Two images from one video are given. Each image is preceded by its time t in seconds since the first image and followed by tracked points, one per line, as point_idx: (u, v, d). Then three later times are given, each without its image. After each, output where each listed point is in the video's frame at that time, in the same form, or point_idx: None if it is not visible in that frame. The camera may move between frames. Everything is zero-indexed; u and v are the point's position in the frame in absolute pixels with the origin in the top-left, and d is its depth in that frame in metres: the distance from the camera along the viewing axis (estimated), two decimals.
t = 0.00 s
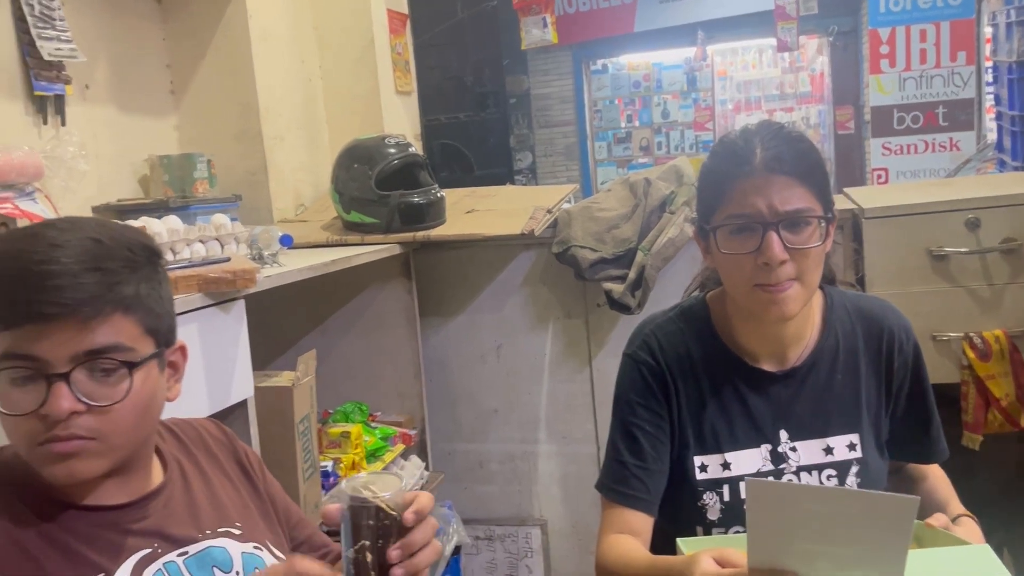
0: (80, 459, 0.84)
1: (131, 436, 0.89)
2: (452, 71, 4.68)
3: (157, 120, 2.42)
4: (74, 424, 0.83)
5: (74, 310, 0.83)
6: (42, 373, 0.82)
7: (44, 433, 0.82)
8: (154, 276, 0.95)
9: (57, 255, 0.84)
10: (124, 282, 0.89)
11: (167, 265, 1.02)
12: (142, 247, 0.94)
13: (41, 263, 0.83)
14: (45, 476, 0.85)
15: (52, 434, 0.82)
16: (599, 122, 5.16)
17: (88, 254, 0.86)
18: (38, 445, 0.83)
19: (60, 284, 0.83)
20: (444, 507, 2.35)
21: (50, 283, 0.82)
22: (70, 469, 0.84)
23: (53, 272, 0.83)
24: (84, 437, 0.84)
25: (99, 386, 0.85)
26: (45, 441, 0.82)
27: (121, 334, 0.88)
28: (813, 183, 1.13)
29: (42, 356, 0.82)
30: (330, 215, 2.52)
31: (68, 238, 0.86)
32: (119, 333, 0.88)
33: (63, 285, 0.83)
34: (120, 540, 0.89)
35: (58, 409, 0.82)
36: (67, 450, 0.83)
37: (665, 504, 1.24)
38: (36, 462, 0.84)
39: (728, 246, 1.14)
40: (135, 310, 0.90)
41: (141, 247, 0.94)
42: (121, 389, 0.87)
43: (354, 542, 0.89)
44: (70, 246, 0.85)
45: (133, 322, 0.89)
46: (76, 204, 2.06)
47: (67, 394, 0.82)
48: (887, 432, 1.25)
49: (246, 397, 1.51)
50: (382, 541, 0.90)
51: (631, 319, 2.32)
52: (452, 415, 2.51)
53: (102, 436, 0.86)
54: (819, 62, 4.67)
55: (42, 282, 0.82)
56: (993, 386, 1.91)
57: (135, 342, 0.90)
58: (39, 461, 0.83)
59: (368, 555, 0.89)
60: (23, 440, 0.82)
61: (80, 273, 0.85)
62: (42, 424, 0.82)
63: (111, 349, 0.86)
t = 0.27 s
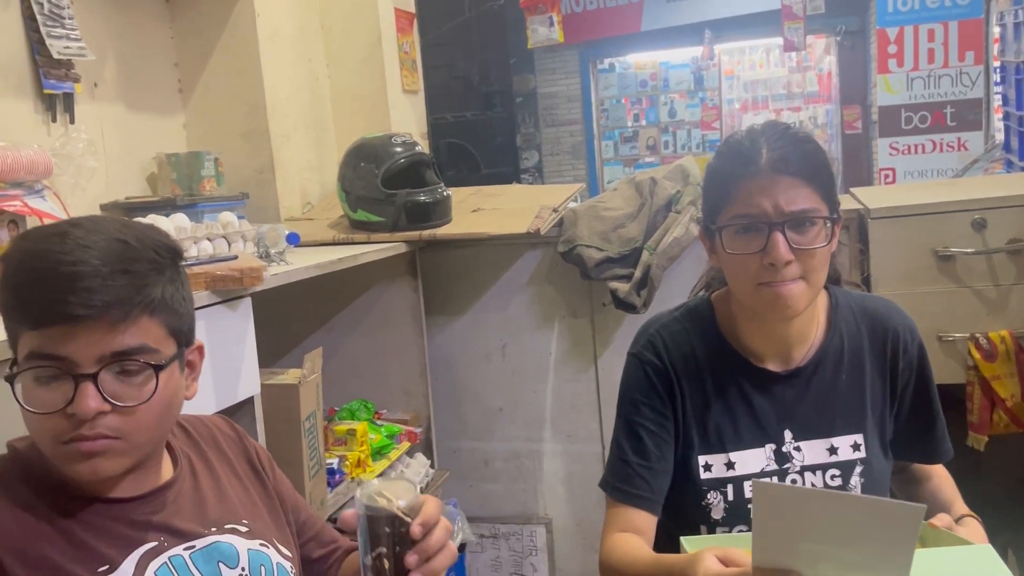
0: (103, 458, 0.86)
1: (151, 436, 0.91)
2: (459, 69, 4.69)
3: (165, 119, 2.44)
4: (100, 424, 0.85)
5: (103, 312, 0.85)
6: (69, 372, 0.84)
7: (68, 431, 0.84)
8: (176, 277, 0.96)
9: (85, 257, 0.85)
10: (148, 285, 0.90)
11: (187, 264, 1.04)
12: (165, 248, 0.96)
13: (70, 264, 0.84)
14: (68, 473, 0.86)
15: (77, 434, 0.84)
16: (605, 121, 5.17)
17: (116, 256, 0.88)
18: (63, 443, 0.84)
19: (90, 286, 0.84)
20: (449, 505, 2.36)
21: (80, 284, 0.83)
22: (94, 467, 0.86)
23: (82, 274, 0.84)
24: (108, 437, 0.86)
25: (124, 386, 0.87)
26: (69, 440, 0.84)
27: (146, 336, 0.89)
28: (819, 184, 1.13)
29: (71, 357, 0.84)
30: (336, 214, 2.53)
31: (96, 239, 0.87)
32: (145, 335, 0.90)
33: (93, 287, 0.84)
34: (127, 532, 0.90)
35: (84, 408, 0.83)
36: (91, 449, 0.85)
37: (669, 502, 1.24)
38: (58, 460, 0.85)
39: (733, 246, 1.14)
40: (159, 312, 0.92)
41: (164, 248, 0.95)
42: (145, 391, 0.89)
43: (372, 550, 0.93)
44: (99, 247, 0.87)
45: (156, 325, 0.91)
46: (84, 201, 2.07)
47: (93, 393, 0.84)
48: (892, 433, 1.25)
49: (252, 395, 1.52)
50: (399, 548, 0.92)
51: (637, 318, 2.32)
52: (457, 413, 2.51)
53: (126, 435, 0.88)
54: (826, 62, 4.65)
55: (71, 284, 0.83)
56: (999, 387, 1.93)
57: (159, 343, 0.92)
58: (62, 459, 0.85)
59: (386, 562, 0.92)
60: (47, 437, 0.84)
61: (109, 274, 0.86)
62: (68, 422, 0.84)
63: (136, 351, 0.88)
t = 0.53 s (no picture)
0: (124, 466, 0.87)
1: (172, 444, 0.92)
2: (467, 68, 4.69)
3: (174, 116, 2.45)
4: (122, 435, 0.86)
5: (130, 323, 0.85)
6: (93, 381, 0.84)
7: (90, 439, 0.84)
8: (202, 285, 0.97)
9: (114, 266, 0.85)
10: (175, 295, 0.90)
11: (211, 269, 1.04)
12: (192, 256, 0.96)
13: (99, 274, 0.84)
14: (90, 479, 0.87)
15: (100, 442, 0.85)
16: (614, 121, 5.16)
17: (144, 266, 0.88)
18: (86, 450, 0.85)
19: (118, 296, 0.84)
20: (454, 503, 2.36)
21: (108, 295, 0.84)
22: (117, 475, 0.87)
23: (111, 283, 0.84)
24: (130, 447, 0.87)
25: (148, 397, 0.88)
26: (92, 447, 0.85)
27: (172, 347, 0.90)
28: (826, 187, 1.13)
29: (96, 367, 0.84)
30: (344, 212, 2.54)
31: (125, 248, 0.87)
32: (171, 346, 0.90)
33: (121, 297, 0.84)
34: (142, 531, 0.91)
35: (107, 419, 0.84)
36: (113, 458, 0.86)
37: (673, 504, 1.24)
38: (81, 464, 0.86)
39: (739, 249, 1.13)
40: (184, 323, 0.92)
41: (191, 257, 0.95)
42: (169, 402, 0.90)
43: None
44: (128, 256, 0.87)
45: (181, 335, 0.92)
46: (94, 198, 2.08)
47: (117, 404, 0.84)
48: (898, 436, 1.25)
49: (258, 393, 1.53)
50: None
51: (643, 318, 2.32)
52: (463, 413, 2.52)
53: (147, 446, 0.88)
54: (836, 62, 4.62)
55: (100, 293, 0.83)
56: (1007, 391, 1.93)
57: (185, 354, 0.92)
58: (85, 464, 0.86)
59: None
60: (70, 444, 0.84)
61: (136, 285, 0.86)
62: (90, 432, 0.84)
63: (161, 362, 0.89)
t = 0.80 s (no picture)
0: (159, 455, 0.86)
1: (208, 434, 0.91)
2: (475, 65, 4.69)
3: (181, 109, 2.44)
4: (157, 419, 0.85)
5: (167, 300, 0.85)
6: (129, 363, 0.83)
7: (125, 424, 0.83)
8: (242, 271, 0.97)
9: (154, 243, 0.85)
10: (213, 275, 0.90)
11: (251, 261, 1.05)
12: (232, 241, 0.97)
13: (138, 249, 0.84)
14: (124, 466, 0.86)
15: (134, 429, 0.84)
16: (621, 119, 5.12)
17: (184, 245, 0.88)
18: (121, 438, 0.84)
19: (157, 272, 0.84)
20: (458, 500, 2.35)
21: (146, 270, 0.84)
22: (150, 463, 0.86)
23: (149, 259, 0.84)
24: (165, 434, 0.86)
25: (184, 381, 0.87)
26: (126, 434, 0.84)
27: (210, 330, 0.90)
28: (836, 182, 1.11)
29: (132, 347, 0.83)
30: (350, 207, 2.53)
31: (165, 227, 0.88)
32: (209, 329, 0.90)
33: (158, 274, 0.84)
34: (173, 537, 0.91)
35: (143, 401, 0.83)
36: (148, 446, 0.85)
37: (678, 501, 1.23)
38: (115, 454, 0.85)
39: (748, 245, 1.12)
40: (222, 306, 0.92)
41: (231, 242, 0.96)
42: (206, 386, 0.89)
43: None
44: (168, 235, 0.87)
45: (219, 320, 0.91)
46: (99, 191, 2.08)
47: (152, 386, 0.83)
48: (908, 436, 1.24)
49: (263, 387, 1.52)
50: None
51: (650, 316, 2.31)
52: (468, 409, 2.51)
53: (182, 432, 0.87)
54: (845, 61, 4.60)
55: (138, 269, 0.83)
56: (1016, 392, 1.91)
57: (223, 339, 0.92)
58: (120, 453, 0.85)
59: None
60: (104, 430, 0.83)
61: (175, 262, 0.86)
62: (125, 416, 0.83)
63: (197, 346, 0.88)
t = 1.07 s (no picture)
0: (167, 456, 0.85)
1: (218, 435, 0.90)
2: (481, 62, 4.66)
3: (186, 103, 2.44)
4: (165, 419, 0.84)
5: (177, 293, 0.83)
6: (137, 360, 0.82)
7: (132, 424, 0.82)
8: (253, 262, 0.96)
9: (162, 233, 0.84)
10: (224, 267, 0.89)
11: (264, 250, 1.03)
12: (244, 230, 0.95)
13: (147, 239, 0.83)
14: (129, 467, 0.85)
15: (141, 428, 0.82)
16: (627, 117, 5.13)
17: (194, 235, 0.87)
18: (127, 437, 0.83)
19: (166, 264, 0.83)
20: (460, 497, 2.34)
21: (155, 261, 0.82)
22: (156, 466, 0.84)
23: (158, 251, 0.83)
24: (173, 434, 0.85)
25: (192, 380, 0.86)
26: (133, 434, 0.82)
27: (220, 325, 0.88)
28: (844, 180, 1.10)
29: (140, 343, 0.82)
30: (354, 202, 2.53)
31: (175, 216, 0.86)
32: (220, 324, 0.89)
33: (166, 266, 0.83)
34: (181, 545, 0.88)
35: (150, 400, 0.82)
36: (155, 446, 0.84)
37: (680, 499, 1.23)
38: (121, 454, 0.84)
39: (753, 242, 1.12)
40: (234, 300, 0.91)
41: (243, 231, 0.94)
42: (215, 385, 0.88)
43: None
44: (178, 224, 0.85)
45: (229, 314, 0.90)
46: (103, 184, 2.08)
47: (159, 384, 0.82)
48: (912, 436, 1.23)
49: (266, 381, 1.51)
50: None
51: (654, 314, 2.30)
52: (470, 406, 2.50)
53: (190, 433, 0.86)
54: (852, 62, 4.56)
55: (147, 260, 0.82)
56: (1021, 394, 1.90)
57: (234, 335, 0.91)
58: (126, 453, 0.83)
59: None
60: (109, 430, 0.82)
61: (184, 254, 0.85)
62: (131, 415, 0.82)
63: (207, 343, 0.87)
